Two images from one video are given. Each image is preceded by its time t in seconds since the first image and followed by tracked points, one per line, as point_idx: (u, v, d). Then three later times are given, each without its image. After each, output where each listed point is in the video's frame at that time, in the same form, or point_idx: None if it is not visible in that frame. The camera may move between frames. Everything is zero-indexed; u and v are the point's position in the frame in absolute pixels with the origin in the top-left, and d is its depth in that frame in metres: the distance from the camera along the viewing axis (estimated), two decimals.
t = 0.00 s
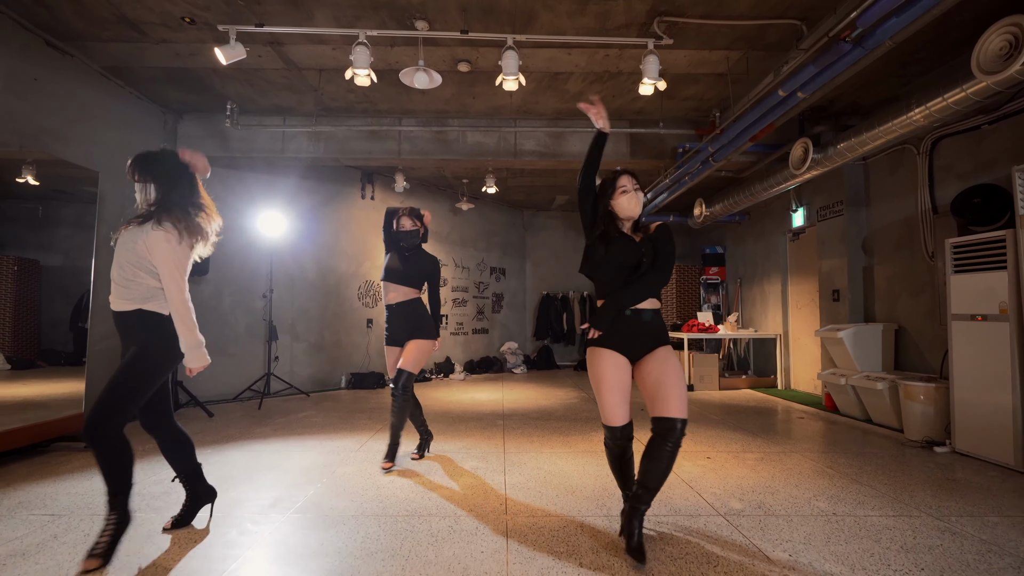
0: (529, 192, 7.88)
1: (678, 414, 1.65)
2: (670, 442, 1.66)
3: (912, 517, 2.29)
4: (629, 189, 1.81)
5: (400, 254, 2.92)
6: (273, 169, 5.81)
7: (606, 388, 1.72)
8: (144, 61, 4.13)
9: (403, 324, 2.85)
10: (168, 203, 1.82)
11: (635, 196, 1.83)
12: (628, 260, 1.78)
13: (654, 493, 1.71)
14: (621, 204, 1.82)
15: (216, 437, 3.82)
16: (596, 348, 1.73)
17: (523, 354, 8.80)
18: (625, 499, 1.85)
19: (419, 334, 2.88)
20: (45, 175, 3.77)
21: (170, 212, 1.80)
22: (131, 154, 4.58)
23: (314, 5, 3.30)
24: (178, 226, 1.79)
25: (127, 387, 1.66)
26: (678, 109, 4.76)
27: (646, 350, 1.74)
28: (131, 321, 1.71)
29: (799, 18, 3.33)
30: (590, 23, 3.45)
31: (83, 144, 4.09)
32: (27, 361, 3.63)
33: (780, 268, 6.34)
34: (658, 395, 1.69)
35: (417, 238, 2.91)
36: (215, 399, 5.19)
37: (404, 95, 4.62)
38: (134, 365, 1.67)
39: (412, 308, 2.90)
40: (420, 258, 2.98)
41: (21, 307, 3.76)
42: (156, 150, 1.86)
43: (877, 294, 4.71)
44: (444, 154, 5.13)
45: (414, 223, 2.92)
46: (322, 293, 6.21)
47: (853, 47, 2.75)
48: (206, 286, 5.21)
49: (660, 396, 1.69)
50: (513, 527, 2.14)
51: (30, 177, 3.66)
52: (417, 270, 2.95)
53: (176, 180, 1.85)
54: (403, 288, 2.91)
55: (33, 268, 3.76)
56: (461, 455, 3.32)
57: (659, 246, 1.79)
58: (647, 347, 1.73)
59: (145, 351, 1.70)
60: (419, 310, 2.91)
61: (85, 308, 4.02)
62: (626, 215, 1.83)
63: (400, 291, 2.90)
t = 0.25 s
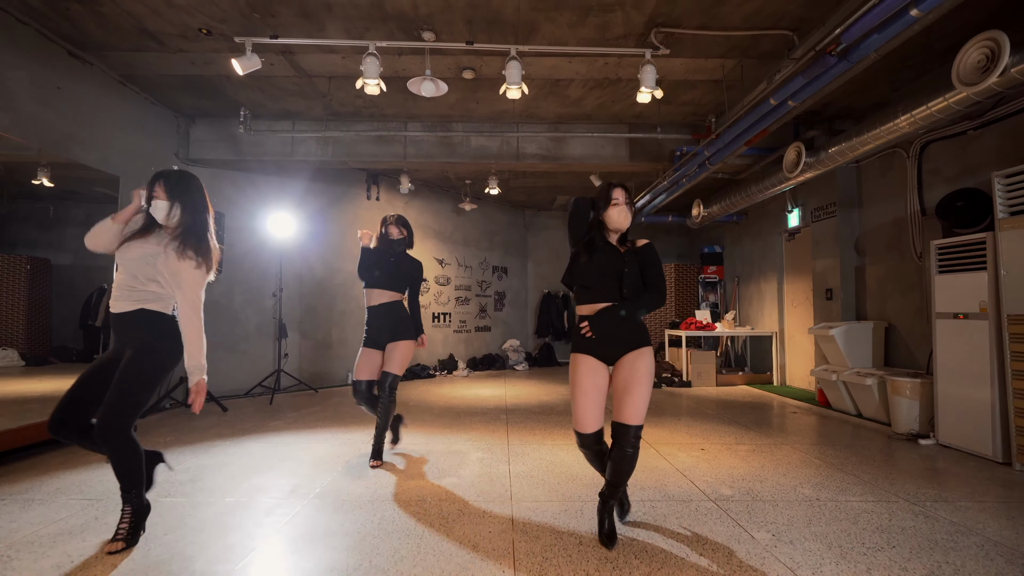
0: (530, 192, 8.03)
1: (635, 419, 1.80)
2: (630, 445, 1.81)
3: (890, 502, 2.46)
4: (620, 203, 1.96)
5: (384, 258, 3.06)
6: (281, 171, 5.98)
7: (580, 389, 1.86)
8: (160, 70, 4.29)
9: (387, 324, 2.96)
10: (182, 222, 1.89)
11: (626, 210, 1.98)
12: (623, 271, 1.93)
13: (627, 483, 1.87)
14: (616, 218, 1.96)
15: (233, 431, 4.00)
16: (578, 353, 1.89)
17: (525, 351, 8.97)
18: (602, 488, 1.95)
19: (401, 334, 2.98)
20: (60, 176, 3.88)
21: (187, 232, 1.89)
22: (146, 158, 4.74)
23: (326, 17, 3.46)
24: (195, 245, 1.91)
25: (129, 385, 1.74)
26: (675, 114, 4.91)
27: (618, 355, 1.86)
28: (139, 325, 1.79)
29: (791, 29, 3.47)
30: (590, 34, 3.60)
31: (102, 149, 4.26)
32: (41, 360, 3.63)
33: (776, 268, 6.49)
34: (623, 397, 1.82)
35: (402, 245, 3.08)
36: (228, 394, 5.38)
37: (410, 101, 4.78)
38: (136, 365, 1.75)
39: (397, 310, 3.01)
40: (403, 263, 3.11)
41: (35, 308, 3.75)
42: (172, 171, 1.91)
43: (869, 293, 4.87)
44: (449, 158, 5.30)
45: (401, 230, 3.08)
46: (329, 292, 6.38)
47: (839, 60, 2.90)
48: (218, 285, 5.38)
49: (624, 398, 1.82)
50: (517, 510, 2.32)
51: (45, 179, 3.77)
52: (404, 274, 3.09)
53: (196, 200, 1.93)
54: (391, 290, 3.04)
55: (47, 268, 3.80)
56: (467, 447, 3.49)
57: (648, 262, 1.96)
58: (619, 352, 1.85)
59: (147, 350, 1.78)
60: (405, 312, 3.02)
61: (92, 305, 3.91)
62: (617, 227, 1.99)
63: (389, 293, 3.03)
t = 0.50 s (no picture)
0: (533, 192, 8.20)
1: (622, 402, 2.04)
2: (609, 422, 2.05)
3: (870, 488, 2.65)
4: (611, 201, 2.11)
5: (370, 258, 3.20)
6: (292, 173, 6.16)
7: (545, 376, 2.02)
8: (180, 77, 4.47)
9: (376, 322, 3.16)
10: (205, 223, 2.17)
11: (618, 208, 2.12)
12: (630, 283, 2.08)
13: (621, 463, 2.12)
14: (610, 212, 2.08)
15: (252, 423, 4.21)
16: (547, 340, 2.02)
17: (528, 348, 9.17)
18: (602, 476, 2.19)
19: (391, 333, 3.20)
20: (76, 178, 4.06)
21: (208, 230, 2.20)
22: (164, 161, 4.92)
23: (341, 30, 3.63)
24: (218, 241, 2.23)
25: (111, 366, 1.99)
26: (675, 119, 5.08)
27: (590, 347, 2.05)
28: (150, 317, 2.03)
29: (784, 41, 3.63)
30: (592, 46, 3.77)
31: (124, 153, 4.44)
32: (56, 353, 3.95)
33: (772, 267, 6.67)
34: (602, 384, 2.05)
35: (383, 245, 3.24)
36: (243, 389, 5.59)
37: (419, 106, 4.96)
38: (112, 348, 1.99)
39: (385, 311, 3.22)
40: (387, 263, 3.28)
41: (51, 306, 4.09)
42: (185, 175, 2.15)
43: (860, 292, 5.05)
44: (456, 161, 5.48)
45: (384, 232, 3.26)
46: (339, 290, 6.57)
47: (827, 75, 3.07)
48: (232, 283, 5.56)
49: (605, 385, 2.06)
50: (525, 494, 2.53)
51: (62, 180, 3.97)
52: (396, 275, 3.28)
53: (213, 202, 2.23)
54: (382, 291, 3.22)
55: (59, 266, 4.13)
56: (476, 438, 3.70)
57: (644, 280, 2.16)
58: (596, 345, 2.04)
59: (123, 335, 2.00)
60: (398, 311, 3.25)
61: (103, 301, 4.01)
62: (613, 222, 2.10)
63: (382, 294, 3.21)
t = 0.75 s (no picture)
0: (537, 188, 8.37)
1: (599, 387, 2.29)
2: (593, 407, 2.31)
3: (853, 472, 2.87)
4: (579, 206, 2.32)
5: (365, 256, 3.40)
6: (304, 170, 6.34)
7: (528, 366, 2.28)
8: (200, 81, 4.66)
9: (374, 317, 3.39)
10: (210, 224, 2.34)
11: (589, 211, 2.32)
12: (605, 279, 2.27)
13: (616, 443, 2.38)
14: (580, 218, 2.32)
15: (274, 412, 4.45)
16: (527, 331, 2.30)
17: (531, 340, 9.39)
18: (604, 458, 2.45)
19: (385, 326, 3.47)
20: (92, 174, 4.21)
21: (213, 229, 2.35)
22: (184, 161, 5.11)
23: (358, 38, 3.80)
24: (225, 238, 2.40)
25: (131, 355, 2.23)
26: (676, 120, 5.24)
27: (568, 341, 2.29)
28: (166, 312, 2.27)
29: (781, 49, 3.80)
30: (597, 52, 3.94)
31: (148, 154, 4.64)
32: (71, 343, 4.57)
33: (770, 263, 6.85)
34: (582, 373, 2.30)
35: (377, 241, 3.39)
36: (260, 379, 5.83)
37: (429, 108, 5.13)
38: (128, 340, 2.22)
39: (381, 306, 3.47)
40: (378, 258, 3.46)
41: (66, 298, 4.61)
42: (185, 182, 2.32)
43: (854, 288, 5.24)
44: (464, 160, 5.67)
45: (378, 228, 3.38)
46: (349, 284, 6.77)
47: (820, 85, 3.24)
48: (248, 278, 5.76)
49: (581, 372, 2.30)
50: (534, 477, 2.76)
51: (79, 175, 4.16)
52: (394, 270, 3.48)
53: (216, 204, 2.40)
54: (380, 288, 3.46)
55: (73, 259, 4.57)
56: (485, 426, 3.93)
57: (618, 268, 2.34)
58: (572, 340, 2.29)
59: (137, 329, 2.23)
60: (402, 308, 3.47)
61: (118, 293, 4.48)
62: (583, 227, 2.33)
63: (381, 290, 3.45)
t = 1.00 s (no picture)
0: (546, 184, 8.51)
1: (593, 381, 2.47)
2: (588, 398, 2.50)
3: (848, 459, 3.05)
4: (548, 212, 2.52)
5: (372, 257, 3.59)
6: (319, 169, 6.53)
7: (528, 360, 2.46)
8: (223, 85, 4.86)
9: (382, 314, 3.58)
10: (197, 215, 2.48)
11: (558, 216, 2.49)
12: (574, 271, 2.42)
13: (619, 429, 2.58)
14: (549, 223, 2.52)
15: (296, 402, 4.68)
16: (525, 326, 2.46)
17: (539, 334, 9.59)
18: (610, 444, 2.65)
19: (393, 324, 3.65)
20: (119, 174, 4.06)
21: (210, 218, 2.53)
22: (207, 162, 5.31)
23: (376, 45, 3.97)
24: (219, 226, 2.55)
25: (170, 348, 2.45)
26: (682, 120, 5.37)
27: (564, 338, 2.47)
28: (194, 307, 2.48)
29: (783, 53, 3.92)
30: (606, 57, 4.08)
31: (174, 156, 4.85)
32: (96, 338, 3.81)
33: (774, 258, 6.98)
34: (577, 368, 2.49)
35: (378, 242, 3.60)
36: (279, 370, 6.06)
37: (442, 109, 5.30)
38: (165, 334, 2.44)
39: (391, 304, 3.66)
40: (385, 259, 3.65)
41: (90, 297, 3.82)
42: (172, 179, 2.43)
43: (855, 284, 5.38)
44: (475, 159, 5.83)
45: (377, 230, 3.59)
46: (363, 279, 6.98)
47: (818, 91, 3.38)
48: (268, 273, 5.97)
49: (578, 366, 2.49)
50: (545, 462, 2.96)
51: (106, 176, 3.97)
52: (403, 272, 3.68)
53: (202, 196, 2.56)
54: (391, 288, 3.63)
55: (95, 252, 3.87)
56: (498, 416, 4.13)
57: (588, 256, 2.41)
58: (568, 336, 2.47)
59: (173, 323, 2.46)
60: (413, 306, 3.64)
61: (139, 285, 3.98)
62: (555, 232, 2.53)
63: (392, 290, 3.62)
